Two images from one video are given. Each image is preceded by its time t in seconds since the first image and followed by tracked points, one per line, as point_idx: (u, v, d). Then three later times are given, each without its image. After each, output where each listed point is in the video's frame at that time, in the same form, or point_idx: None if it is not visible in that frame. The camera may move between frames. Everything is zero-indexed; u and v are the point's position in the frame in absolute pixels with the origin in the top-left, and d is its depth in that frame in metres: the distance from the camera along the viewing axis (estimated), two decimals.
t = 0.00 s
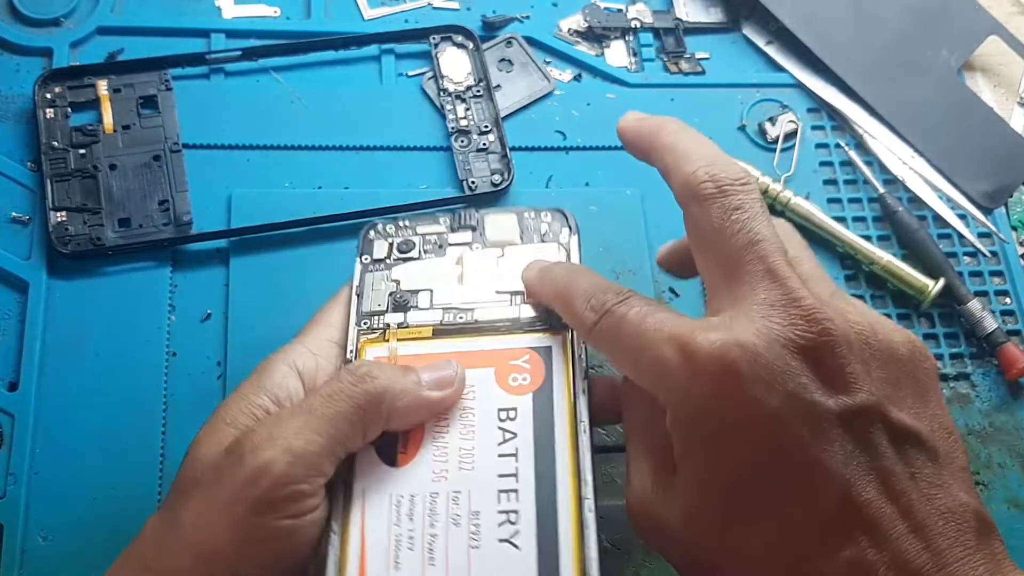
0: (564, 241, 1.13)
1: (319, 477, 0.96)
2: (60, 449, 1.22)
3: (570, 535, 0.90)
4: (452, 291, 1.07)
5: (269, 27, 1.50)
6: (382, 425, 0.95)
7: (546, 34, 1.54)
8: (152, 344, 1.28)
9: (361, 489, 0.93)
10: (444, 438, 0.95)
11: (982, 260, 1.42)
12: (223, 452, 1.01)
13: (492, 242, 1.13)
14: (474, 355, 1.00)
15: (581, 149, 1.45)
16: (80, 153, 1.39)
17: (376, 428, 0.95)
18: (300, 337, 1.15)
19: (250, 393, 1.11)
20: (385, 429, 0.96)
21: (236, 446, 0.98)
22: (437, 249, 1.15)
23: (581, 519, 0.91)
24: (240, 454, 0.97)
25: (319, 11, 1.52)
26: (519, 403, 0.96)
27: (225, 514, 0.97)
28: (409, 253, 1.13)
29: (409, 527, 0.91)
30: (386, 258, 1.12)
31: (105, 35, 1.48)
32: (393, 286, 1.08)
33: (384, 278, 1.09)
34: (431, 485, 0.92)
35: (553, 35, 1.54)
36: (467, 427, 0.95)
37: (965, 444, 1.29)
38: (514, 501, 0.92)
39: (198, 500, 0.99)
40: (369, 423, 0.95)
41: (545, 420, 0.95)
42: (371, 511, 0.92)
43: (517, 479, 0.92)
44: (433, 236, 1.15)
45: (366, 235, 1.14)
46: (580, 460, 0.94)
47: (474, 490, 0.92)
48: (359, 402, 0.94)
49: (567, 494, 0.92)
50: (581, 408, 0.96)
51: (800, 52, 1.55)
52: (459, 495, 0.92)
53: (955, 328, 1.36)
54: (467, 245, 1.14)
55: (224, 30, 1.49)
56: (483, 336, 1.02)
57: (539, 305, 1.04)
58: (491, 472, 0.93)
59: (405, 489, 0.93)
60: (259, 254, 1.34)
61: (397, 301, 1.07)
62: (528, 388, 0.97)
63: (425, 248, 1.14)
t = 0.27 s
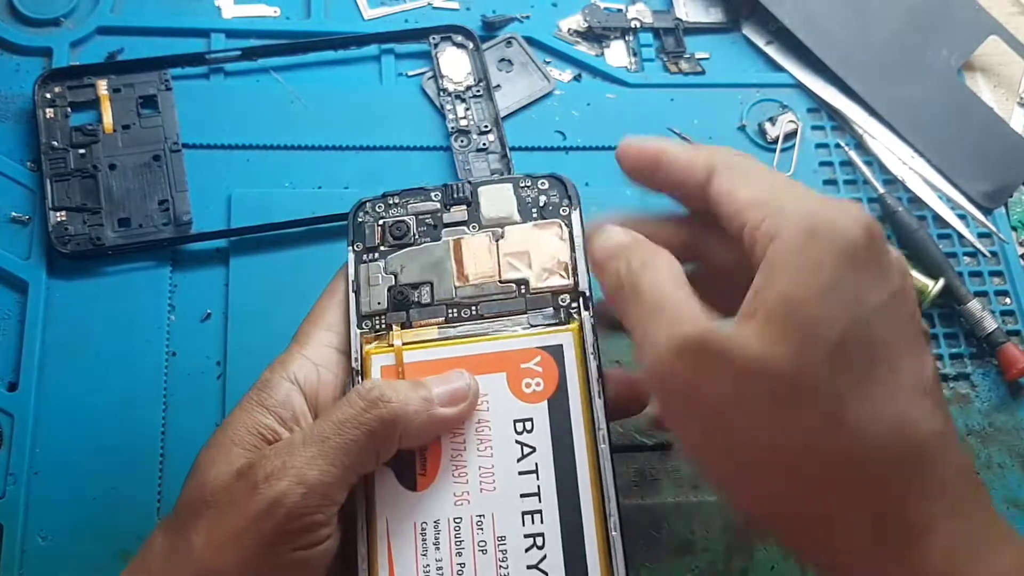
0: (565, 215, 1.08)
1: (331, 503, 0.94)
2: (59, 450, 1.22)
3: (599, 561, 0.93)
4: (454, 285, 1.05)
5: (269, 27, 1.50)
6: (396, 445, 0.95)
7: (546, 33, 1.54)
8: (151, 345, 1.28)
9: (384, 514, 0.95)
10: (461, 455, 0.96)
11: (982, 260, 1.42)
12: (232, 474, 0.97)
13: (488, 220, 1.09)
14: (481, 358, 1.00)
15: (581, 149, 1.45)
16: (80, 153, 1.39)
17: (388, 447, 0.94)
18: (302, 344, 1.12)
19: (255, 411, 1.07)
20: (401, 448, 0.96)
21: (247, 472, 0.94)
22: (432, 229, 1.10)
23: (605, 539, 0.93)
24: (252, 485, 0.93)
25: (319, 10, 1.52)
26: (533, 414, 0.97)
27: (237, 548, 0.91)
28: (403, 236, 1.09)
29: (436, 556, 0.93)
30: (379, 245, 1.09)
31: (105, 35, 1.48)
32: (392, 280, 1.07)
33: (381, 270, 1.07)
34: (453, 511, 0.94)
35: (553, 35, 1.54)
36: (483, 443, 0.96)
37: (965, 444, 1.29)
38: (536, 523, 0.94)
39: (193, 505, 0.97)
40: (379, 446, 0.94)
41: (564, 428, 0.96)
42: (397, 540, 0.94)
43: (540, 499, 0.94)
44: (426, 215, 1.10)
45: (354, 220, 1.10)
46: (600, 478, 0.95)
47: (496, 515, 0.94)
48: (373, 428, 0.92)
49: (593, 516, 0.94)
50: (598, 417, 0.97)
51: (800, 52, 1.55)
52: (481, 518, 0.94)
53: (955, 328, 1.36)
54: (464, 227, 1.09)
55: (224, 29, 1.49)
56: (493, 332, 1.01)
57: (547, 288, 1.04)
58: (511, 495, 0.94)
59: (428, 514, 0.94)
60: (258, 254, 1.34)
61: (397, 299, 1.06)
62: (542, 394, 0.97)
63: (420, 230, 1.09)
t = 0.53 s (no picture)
0: (567, 225, 1.11)
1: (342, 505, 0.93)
2: (60, 450, 1.22)
3: (604, 561, 0.93)
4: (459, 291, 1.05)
5: (269, 27, 1.50)
6: (404, 448, 0.94)
7: (546, 34, 1.54)
8: (152, 345, 1.28)
9: (389, 514, 0.94)
10: (467, 457, 0.96)
11: (982, 259, 1.42)
12: (241, 474, 0.96)
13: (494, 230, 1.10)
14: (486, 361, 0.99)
15: (582, 148, 1.45)
16: (80, 153, 1.39)
17: (398, 449, 0.93)
18: (306, 343, 1.12)
19: (259, 409, 1.07)
20: (408, 449, 0.95)
21: (257, 472, 0.93)
22: (437, 238, 1.10)
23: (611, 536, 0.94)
24: (263, 485, 0.91)
25: (320, 10, 1.52)
26: (540, 416, 0.97)
27: (247, 551, 0.90)
28: (409, 244, 1.09)
29: (442, 554, 0.93)
30: (384, 251, 1.09)
31: (105, 36, 1.48)
32: (398, 286, 1.06)
33: (386, 275, 1.07)
34: (458, 508, 0.94)
35: (554, 35, 1.54)
36: (488, 444, 0.96)
37: (966, 444, 1.29)
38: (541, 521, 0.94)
39: (198, 503, 0.96)
40: (390, 448, 0.93)
41: (570, 432, 0.97)
42: (402, 539, 0.93)
43: (545, 499, 0.94)
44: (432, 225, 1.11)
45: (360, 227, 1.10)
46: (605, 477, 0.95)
47: (502, 513, 0.94)
48: (384, 430, 0.91)
49: (597, 517, 0.94)
50: (604, 420, 0.97)
51: (801, 52, 1.55)
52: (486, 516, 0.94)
53: (956, 328, 1.37)
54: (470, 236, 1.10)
55: (224, 29, 1.49)
56: (497, 337, 1.01)
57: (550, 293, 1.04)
58: (516, 493, 0.94)
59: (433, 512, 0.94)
60: (259, 254, 1.34)
61: (402, 303, 1.05)
62: (547, 396, 0.98)
63: (425, 238, 1.10)
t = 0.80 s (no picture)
0: (567, 228, 1.12)
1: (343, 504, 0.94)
2: (62, 449, 1.23)
3: (601, 559, 0.93)
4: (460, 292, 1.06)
5: (270, 28, 1.51)
6: (406, 448, 0.94)
7: (546, 35, 1.55)
8: (153, 344, 1.29)
9: (388, 512, 0.95)
10: (466, 455, 0.96)
11: (979, 260, 1.43)
12: (243, 472, 0.96)
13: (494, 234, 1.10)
14: (486, 363, 1.00)
15: (582, 149, 1.46)
16: (82, 154, 1.39)
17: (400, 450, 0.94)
18: (307, 342, 1.13)
19: (261, 407, 1.07)
20: (409, 448, 0.96)
21: (259, 470, 0.94)
22: (438, 241, 1.11)
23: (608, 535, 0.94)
24: (266, 483, 0.92)
25: (320, 12, 1.53)
26: (539, 416, 0.98)
27: (246, 548, 0.91)
28: (411, 247, 1.10)
29: (440, 551, 0.93)
30: (386, 254, 1.10)
31: (107, 37, 1.48)
32: (399, 289, 1.07)
33: (388, 277, 1.08)
34: (457, 506, 0.95)
35: (553, 36, 1.55)
36: (488, 443, 0.97)
37: (962, 444, 1.30)
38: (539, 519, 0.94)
39: (200, 501, 0.97)
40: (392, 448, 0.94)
41: (568, 431, 0.97)
42: (400, 537, 0.94)
43: (544, 497, 0.95)
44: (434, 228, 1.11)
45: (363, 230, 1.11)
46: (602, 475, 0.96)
47: (501, 511, 0.94)
48: (385, 430, 0.92)
49: (595, 516, 0.95)
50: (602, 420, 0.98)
51: (799, 53, 1.56)
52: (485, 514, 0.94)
53: (952, 328, 1.37)
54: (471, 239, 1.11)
55: (225, 31, 1.50)
56: (496, 337, 1.02)
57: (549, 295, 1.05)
58: (515, 491, 0.95)
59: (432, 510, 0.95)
60: (260, 254, 1.35)
61: (403, 304, 1.06)
62: (546, 397, 0.98)
63: (426, 241, 1.11)
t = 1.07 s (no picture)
0: (567, 227, 1.11)
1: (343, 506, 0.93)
2: (60, 450, 1.22)
3: (604, 561, 0.93)
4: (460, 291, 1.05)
5: (269, 27, 1.50)
6: (405, 449, 0.94)
7: (546, 33, 1.54)
8: (152, 345, 1.28)
9: (388, 513, 0.94)
10: (466, 456, 0.95)
11: (983, 260, 1.42)
12: (241, 474, 0.95)
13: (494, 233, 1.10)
14: (487, 363, 0.99)
15: (583, 148, 1.45)
16: (80, 153, 1.38)
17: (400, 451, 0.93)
18: (306, 343, 1.12)
19: (258, 408, 1.07)
20: (410, 450, 0.95)
21: (258, 473, 0.93)
22: (437, 240, 1.10)
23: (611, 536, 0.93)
24: (264, 486, 0.91)
25: (320, 10, 1.52)
26: (540, 416, 0.97)
27: (244, 550, 0.91)
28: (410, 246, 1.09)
29: (441, 553, 0.93)
30: (384, 253, 1.09)
31: (105, 35, 1.47)
32: (397, 288, 1.06)
33: (386, 277, 1.07)
34: (457, 507, 0.94)
35: (554, 35, 1.54)
36: (488, 444, 0.96)
37: (966, 445, 1.29)
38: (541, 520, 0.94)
39: (199, 503, 0.96)
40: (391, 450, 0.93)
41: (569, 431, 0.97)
42: (400, 538, 0.93)
43: (545, 498, 0.94)
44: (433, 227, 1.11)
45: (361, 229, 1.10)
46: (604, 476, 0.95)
47: (502, 512, 0.93)
48: (384, 432, 0.91)
49: (596, 517, 0.94)
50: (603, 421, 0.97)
51: (801, 52, 1.55)
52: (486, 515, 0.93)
53: (956, 328, 1.36)
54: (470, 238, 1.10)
55: (224, 29, 1.49)
56: (496, 337, 1.01)
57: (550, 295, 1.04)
58: (516, 492, 0.94)
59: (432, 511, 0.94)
60: (259, 254, 1.34)
61: (401, 304, 1.05)
62: (546, 397, 0.97)
63: (425, 240, 1.10)
